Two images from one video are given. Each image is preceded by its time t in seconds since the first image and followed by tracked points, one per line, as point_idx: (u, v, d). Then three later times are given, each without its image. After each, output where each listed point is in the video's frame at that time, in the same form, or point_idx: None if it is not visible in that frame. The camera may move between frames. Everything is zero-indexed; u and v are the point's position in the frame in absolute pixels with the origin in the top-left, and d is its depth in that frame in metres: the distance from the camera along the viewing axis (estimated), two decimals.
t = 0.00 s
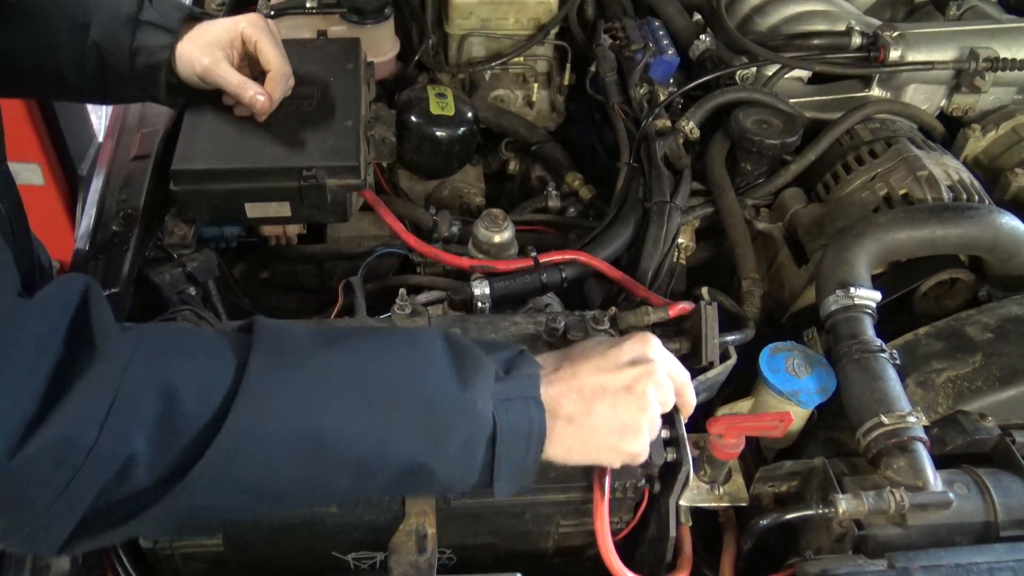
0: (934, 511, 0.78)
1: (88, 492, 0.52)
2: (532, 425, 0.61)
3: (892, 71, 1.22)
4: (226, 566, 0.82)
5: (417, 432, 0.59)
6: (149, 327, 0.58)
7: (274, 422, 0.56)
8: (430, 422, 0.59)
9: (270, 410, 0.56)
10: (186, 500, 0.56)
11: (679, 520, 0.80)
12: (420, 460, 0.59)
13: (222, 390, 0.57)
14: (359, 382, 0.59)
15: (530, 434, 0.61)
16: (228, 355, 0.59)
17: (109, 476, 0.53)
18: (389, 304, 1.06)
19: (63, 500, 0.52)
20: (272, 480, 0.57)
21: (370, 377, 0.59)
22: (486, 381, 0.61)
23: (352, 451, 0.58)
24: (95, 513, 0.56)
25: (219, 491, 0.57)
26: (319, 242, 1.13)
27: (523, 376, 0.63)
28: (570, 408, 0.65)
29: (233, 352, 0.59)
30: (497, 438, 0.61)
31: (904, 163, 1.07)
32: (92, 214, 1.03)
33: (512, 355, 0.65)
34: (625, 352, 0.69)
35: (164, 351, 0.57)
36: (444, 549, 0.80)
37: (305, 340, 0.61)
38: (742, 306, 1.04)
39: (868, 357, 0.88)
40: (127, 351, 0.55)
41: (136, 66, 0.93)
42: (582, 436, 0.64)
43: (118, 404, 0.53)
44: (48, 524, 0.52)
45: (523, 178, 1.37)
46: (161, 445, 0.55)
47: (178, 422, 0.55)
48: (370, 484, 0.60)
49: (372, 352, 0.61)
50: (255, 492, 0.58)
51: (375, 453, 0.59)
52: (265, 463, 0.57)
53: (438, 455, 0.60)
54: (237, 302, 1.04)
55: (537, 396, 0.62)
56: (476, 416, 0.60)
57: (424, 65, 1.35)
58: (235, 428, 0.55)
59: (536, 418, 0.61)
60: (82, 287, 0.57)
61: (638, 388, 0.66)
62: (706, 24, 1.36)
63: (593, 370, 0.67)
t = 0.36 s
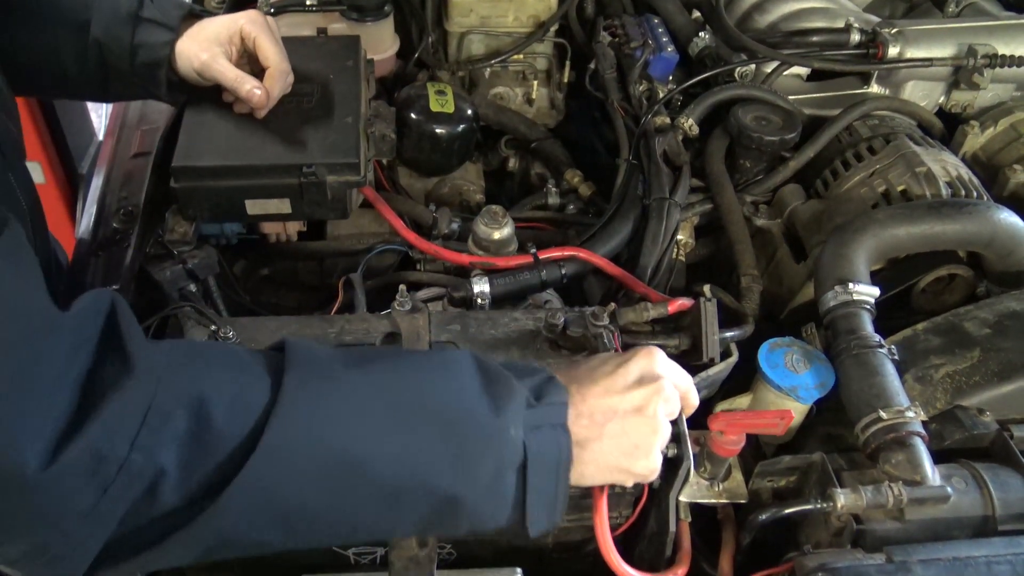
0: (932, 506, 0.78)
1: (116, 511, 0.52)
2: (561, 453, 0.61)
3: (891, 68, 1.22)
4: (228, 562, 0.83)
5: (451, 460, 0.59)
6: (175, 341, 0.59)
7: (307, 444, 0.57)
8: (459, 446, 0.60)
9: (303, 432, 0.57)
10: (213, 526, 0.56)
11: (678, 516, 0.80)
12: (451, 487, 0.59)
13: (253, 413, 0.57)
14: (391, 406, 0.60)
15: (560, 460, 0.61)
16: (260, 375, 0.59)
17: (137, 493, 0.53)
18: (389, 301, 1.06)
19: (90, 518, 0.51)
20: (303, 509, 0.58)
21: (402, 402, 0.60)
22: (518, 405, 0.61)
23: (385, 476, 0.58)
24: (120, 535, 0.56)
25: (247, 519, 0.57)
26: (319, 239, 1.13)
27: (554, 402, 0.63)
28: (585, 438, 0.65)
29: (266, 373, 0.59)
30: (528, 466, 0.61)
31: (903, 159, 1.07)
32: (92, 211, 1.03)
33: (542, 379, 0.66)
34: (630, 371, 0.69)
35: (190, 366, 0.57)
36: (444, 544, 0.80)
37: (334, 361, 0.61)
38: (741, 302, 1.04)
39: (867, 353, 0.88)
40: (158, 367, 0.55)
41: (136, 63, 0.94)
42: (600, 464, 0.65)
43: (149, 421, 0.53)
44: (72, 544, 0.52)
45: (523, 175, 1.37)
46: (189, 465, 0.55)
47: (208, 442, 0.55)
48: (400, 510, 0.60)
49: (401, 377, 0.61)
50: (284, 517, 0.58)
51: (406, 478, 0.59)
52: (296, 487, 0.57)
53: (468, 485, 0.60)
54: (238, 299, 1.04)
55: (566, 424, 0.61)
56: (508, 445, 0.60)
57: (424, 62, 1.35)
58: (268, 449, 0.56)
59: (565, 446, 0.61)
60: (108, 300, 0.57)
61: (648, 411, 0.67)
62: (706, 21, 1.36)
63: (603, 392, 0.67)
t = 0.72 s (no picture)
0: (924, 503, 0.79)
1: None
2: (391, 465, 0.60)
3: (884, 69, 1.23)
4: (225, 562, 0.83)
5: (306, 504, 0.59)
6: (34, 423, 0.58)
7: (74, 516, 0.56)
8: (228, 478, 0.58)
9: (82, 501, 0.56)
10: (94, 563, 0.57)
11: (672, 514, 0.80)
12: (319, 512, 0.59)
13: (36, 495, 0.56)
14: (256, 428, 0.59)
15: (392, 468, 0.60)
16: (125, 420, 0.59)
17: None
18: (385, 300, 1.07)
19: None
20: (182, 536, 0.58)
21: (182, 446, 0.58)
22: (327, 433, 0.59)
23: (179, 527, 0.58)
24: None
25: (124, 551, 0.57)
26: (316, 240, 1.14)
27: (373, 414, 0.60)
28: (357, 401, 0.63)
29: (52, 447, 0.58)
30: (352, 486, 0.59)
31: (896, 159, 1.08)
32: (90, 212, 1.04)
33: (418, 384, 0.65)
34: (456, 346, 0.68)
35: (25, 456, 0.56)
36: (441, 542, 0.81)
37: (123, 413, 0.59)
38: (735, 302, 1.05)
39: (859, 352, 0.89)
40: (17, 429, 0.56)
41: (133, 63, 0.95)
42: (427, 452, 0.63)
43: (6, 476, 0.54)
44: None
45: (519, 177, 1.38)
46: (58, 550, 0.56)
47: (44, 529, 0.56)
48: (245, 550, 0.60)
49: (204, 417, 0.59)
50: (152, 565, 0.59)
51: (274, 502, 0.59)
52: (125, 549, 0.57)
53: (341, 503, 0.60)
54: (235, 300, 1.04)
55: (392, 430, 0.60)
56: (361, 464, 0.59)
57: (420, 64, 1.35)
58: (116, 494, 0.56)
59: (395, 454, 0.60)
60: None
61: (455, 381, 0.65)
62: (701, 22, 1.37)
63: (444, 373, 0.65)
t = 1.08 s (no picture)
0: (911, 502, 0.79)
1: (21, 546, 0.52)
2: (517, 448, 0.56)
3: (872, 72, 1.24)
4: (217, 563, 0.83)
5: (395, 480, 0.56)
6: (105, 358, 0.58)
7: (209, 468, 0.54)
8: (381, 445, 0.56)
9: (214, 453, 0.54)
10: (143, 550, 0.55)
11: (661, 513, 0.81)
12: (393, 495, 0.57)
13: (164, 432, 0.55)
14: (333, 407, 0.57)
15: (519, 452, 0.56)
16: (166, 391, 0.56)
17: (50, 528, 0.52)
18: (377, 302, 1.07)
19: None
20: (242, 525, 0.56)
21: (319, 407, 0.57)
22: (462, 401, 0.57)
23: (315, 487, 0.56)
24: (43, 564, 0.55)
25: (182, 536, 0.55)
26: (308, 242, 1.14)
27: (506, 395, 0.58)
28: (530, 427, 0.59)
29: (178, 382, 0.57)
30: (480, 466, 0.57)
31: (883, 161, 1.09)
32: (81, 215, 1.04)
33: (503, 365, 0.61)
34: (619, 373, 0.63)
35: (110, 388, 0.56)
36: (432, 542, 0.81)
37: (259, 370, 0.58)
38: (726, 304, 1.05)
39: (848, 352, 0.89)
40: (63, 398, 0.54)
41: (123, 68, 0.94)
42: (562, 468, 0.60)
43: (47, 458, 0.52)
44: None
45: (511, 179, 1.38)
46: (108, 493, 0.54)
47: (122, 472, 0.54)
48: (350, 522, 0.57)
49: (338, 381, 0.58)
50: (233, 536, 0.56)
51: (334, 494, 0.56)
52: (193, 528, 0.55)
53: (406, 484, 0.57)
54: (227, 302, 1.05)
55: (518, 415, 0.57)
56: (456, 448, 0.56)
57: (412, 67, 1.36)
58: (180, 480, 0.54)
59: (520, 436, 0.56)
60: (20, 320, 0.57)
61: (602, 433, 0.60)
62: (690, 26, 1.38)
63: (598, 398, 0.61)
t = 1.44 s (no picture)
0: (910, 499, 0.80)
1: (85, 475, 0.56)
2: (575, 421, 0.64)
3: (870, 72, 1.24)
4: (215, 561, 0.83)
5: (457, 438, 0.62)
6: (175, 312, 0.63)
7: (293, 409, 0.60)
8: (452, 402, 0.63)
9: (297, 397, 0.60)
10: (212, 492, 0.59)
11: (661, 510, 0.80)
12: (454, 452, 0.62)
13: (247, 377, 0.61)
14: (403, 368, 0.63)
15: (574, 429, 0.64)
16: (247, 342, 0.62)
17: (133, 464, 0.57)
18: (376, 300, 1.07)
19: (85, 488, 0.56)
20: (313, 473, 0.61)
21: (397, 365, 0.63)
22: (529, 370, 0.64)
23: (385, 436, 0.61)
24: (120, 502, 0.60)
25: (252, 477, 0.60)
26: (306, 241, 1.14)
27: (568, 369, 0.65)
28: (603, 409, 0.66)
29: (262, 338, 0.63)
30: (541, 434, 0.63)
31: (882, 161, 1.09)
32: (79, 212, 1.03)
33: (563, 346, 0.68)
34: (693, 377, 0.67)
35: (192, 335, 0.61)
36: (431, 540, 0.81)
37: (338, 325, 0.64)
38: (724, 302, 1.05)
39: (846, 350, 0.89)
40: (148, 334, 0.60)
41: (121, 67, 0.94)
42: (625, 453, 0.66)
43: (136, 390, 0.57)
44: (73, 515, 0.56)
45: (510, 178, 1.38)
46: (189, 427, 0.59)
47: (204, 407, 0.59)
48: (408, 475, 0.63)
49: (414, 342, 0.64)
50: (300, 482, 0.62)
51: (409, 447, 0.62)
52: (263, 471, 0.60)
53: (474, 448, 0.62)
54: (225, 300, 1.05)
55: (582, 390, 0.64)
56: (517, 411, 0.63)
57: (411, 67, 1.36)
58: (263, 416, 0.59)
59: (581, 414, 0.64)
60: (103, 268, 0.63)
61: (670, 429, 0.65)
62: (690, 26, 1.38)
63: (670, 395, 0.66)
